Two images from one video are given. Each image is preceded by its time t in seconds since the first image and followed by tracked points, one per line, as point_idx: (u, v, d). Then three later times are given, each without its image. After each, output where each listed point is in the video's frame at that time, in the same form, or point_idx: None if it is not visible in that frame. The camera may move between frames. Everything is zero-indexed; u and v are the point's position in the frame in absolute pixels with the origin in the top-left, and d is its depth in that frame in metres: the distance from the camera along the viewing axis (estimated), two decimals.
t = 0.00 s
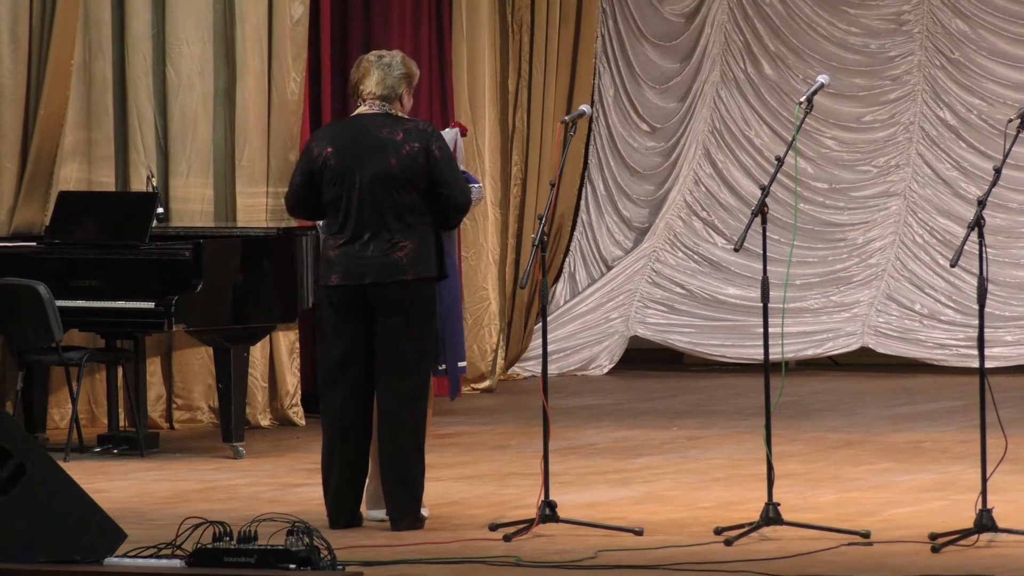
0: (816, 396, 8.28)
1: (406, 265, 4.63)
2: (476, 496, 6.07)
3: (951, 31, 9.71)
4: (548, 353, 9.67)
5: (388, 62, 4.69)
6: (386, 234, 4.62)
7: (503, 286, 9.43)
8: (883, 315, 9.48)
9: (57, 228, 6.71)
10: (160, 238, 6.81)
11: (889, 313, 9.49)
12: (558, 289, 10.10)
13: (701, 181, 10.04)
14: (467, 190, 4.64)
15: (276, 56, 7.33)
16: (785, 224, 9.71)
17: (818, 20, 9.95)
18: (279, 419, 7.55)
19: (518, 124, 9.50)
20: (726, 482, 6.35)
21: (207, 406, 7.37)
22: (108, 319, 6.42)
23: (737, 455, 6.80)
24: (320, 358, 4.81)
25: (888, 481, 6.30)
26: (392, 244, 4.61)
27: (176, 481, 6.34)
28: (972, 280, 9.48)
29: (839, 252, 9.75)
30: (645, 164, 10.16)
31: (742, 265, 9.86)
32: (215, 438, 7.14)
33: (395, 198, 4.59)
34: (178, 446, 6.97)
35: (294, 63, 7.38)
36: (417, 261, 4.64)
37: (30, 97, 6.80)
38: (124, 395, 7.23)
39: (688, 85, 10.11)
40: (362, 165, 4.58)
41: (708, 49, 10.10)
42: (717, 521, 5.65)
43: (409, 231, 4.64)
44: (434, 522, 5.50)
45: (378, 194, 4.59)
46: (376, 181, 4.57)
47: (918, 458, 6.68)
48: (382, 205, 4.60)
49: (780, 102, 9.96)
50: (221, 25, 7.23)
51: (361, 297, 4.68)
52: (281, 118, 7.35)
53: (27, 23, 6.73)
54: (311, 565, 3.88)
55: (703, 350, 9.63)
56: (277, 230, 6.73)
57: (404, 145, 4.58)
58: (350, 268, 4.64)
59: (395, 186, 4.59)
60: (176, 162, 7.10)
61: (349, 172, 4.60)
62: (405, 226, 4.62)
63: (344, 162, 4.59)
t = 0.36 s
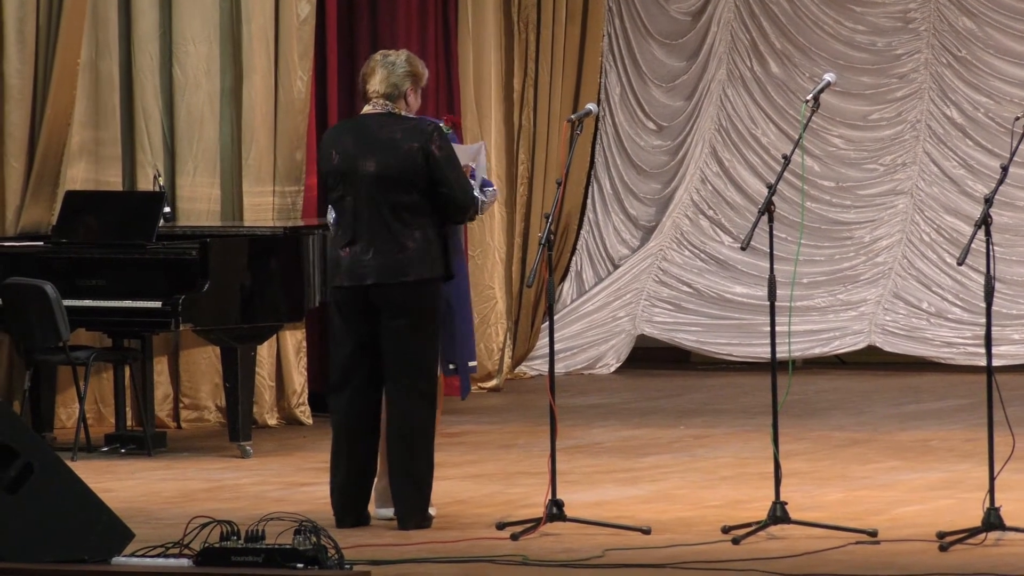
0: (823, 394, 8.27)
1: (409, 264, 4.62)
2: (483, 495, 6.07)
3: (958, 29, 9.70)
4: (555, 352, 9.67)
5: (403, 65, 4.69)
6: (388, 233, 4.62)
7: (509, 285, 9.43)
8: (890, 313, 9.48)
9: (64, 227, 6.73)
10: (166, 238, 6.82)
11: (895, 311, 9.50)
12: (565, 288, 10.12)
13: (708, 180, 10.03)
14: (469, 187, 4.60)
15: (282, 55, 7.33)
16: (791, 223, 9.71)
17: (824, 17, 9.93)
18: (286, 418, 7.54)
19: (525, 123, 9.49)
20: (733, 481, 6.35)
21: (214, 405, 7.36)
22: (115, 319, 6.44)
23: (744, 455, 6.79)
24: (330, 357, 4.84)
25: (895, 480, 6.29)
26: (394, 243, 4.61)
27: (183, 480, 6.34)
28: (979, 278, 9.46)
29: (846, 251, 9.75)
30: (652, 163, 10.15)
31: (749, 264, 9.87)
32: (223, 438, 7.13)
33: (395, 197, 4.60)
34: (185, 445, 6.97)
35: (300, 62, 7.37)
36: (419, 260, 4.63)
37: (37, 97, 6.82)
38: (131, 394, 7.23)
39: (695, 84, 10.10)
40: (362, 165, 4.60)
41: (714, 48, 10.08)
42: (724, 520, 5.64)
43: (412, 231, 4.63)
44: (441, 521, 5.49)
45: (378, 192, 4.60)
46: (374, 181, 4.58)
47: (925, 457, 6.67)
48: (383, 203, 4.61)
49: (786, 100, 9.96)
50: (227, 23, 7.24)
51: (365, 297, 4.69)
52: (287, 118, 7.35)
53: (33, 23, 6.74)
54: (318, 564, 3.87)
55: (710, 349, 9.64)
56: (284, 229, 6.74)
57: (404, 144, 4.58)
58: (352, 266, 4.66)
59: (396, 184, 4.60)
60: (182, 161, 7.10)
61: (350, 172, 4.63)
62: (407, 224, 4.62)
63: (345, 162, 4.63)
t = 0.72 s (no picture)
0: (830, 394, 8.27)
1: (397, 266, 4.61)
2: (492, 495, 6.07)
3: (967, 29, 9.69)
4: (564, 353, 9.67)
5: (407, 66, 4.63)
6: (374, 238, 4.61)
7: (518, 286, 9.43)
8: (899, 314, 9.48)
9: (74, 228, 6.74)
10: (177, 238, 6.83)
11: (905, 312, 9.49)
12: (574, 288, 10.09)
13: (717, 180, 10.03)
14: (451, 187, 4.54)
15: (292, 56, 7.32)
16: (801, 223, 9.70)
17: (834, 18, 9.94)
18: (296, 419, 7.54)
19: (535, 123, 9.48)
20: (742, 481, 6.35)
21: (224, 406, 7.36)
22: (124, 319, 6.45)
23: (753, 455, 6.79)
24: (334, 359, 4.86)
25: (904, 480, 6.30)
26: (380, 245, 4.60)
27: (193, 480, 6.35)
28: (989, 279, 9.47)
29: (855, 251, 9.75)
30: (661, 164, 10.16)
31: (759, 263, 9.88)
32: (233, 438, 7.13)
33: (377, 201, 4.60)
34: (194, 445, 6.96)
35: (310, 63, 7.37)
36: (406, 260, 4.60)
37: (47, 98, 6.82)
38: (141, 395, 7.22)
39: (704, 85, 10.10)
40: (344, 168, 4.63)
41: (723, 49, 10.08)
42: (734, 520, 5.65)
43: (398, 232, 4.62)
44: (451, 522, 5.50)
45: (361, 196, 4.61)
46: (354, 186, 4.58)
47: (934, 457, 6.67)
48: (368, 207, 4.62)
49: (796, 100, 9.96)
50: (238, 24, 7.23)
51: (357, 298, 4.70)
52: (297, 119, 7.34)
53: (43, 24, 6.74)
54: (328, 564, 3.87)
55: (720, 349, 9.64)
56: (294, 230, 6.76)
57: (381, 148, 4.57)
58: (342, 268, 4.68)
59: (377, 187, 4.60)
60: (192, 162, 7.10)
61: (336, 174, 4.66)
62: (393, 227, 4.60)
63: (332, 165, 4.66)
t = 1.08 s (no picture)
0: (836, 394, 8.28)
1: (372, 265, 4.51)
2: (501, 496, 6.08)
3: (975, 29, 9.68)
4: (572, 353, 9.69)
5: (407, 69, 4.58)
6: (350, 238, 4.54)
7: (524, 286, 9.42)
8: (908, 314, 9.48)
9: (83, 227, 6.74)
10: (184, 238, 6.82)
11: (914, 313, 9.49)
12: (582, 289, 10.11)
13: (725, 181, 10.03)
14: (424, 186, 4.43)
15: (300, 56, 7.31)
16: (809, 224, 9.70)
17: (842, 19, 9.92)
18: (304, 419, 7.53)
19: (543, 124, 9.48)
20: (750, 482, 6.35)
21: (232, 406, 7.33)
22: (132, 320, 6.46)
23: (760, 455, 6.80)
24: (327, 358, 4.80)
25: (912, 480, 6.30)
26: (355, 245, 4.52)
27: (201, 481, 6.36)
28: (997, 279, 9.47)
29: (863, 251, 9.76)
30: (670, 164, 10.16)
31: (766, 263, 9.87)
32: (242, 439, 7.13)
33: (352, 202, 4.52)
34: (202, 446, 6.96)
35: (317, 63, 7.36)
36: (381, 260, 4.51)
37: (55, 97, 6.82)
38: (150, 395, 7.21)
39: (712, 86, 10.10)
40: (323, 168, 4.56)
41: (731, 49, 10.07)
42: (742, 521, 5.65)
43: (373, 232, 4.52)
44: (460, 522, 5.50)
45: (336, 198, 4.54)
46: (327, 187, 4.50)
47: (942, 458, 6.67)
48: (344, 207, 4.54)
49: (803, 101, 9.93)
50: (246, 23, 7.22)
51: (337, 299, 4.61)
52: (305, 121, 7.33)
53: (51, 26, 6.73)
54: (336, 566, 3.88)
55: (728, 350, 9.67)
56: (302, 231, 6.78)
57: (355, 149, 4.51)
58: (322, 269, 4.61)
59: (352, 187, 4.53)
60: (200, 163, 7.09)
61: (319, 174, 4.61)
62: (366, 228, 4.52)
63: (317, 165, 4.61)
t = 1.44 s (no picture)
0: (843, 395, 8.28)
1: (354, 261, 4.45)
2: (509, 496, 6.08)
3: (984, 29, 9.70)
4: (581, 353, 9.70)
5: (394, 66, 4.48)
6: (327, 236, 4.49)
7: (532, 287, 9.42)
8: (916, 314, 9.46)
9: (91, 227, 6.75)
10: (193, 239, 6.83)
11: (922, 313, 9.48)
12: (590, 289, 10.11)
13: (734, 181, 10.02)
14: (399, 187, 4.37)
15: (309, 56, 7.32)
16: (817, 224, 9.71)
17: (851, 19, 9.92)
18: (313, 420, 7.53)
19: (551, 124, 9.48)
20: (759, 482, 6.35)
21: (240, 407, 7.33)
22: (140, 320, 6.47)
23: (768, 455, 6.80)
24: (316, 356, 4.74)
25: (921, 481, 6.30)
26: (340, 239, 4.46)
27: (210, 481, 6.37)
28: (1005, 279, 9.46)
29: (872, 251, 9.75)
30: (678, 165, 10.16)
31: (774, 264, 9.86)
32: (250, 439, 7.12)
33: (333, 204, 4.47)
34: (211, 446, 6.96)
35: (326, 64, 7.37)
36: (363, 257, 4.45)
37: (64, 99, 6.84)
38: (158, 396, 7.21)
39: (720, 86, 10.10)
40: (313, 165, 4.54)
41: (740, 50, 10.07)
42: (751, 520, 5.65)
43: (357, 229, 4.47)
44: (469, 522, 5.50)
45: (320, 197, 4.49)
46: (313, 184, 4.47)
47: (951, 458, 6.67)
48: (329, 203, 4.49)
49: (813, 101, 9.94)
50: (254, 25, 7.22)
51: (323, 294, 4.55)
52: (313, 121, 7.34)
53: (60, 26, 6.75)
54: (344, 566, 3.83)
55: (736, 350, 9.61)
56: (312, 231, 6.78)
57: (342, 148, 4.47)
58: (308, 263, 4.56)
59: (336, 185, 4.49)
60: (209, 163, 7.09)
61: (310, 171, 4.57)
62: (351, 225, 4.47)
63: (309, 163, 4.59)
